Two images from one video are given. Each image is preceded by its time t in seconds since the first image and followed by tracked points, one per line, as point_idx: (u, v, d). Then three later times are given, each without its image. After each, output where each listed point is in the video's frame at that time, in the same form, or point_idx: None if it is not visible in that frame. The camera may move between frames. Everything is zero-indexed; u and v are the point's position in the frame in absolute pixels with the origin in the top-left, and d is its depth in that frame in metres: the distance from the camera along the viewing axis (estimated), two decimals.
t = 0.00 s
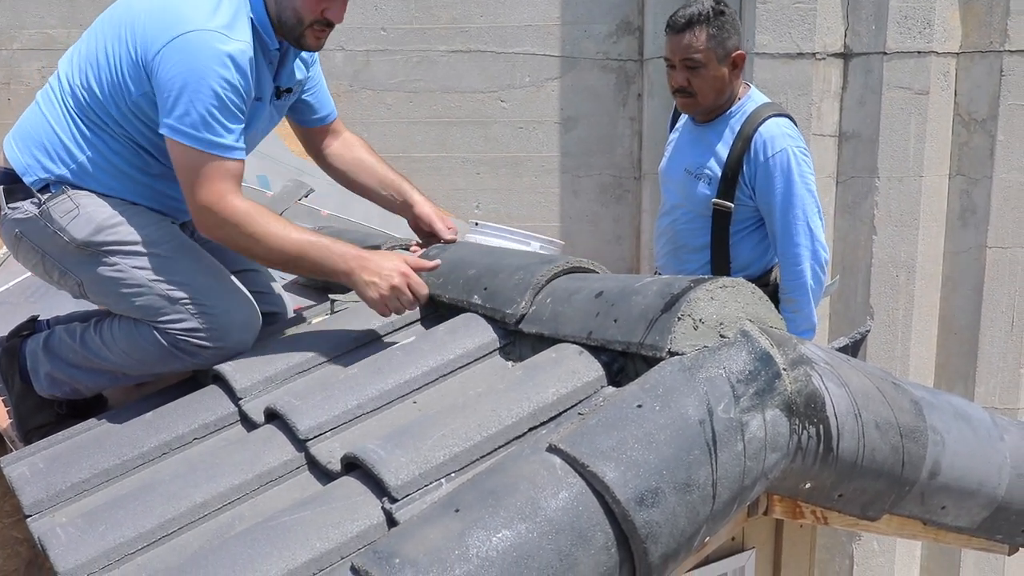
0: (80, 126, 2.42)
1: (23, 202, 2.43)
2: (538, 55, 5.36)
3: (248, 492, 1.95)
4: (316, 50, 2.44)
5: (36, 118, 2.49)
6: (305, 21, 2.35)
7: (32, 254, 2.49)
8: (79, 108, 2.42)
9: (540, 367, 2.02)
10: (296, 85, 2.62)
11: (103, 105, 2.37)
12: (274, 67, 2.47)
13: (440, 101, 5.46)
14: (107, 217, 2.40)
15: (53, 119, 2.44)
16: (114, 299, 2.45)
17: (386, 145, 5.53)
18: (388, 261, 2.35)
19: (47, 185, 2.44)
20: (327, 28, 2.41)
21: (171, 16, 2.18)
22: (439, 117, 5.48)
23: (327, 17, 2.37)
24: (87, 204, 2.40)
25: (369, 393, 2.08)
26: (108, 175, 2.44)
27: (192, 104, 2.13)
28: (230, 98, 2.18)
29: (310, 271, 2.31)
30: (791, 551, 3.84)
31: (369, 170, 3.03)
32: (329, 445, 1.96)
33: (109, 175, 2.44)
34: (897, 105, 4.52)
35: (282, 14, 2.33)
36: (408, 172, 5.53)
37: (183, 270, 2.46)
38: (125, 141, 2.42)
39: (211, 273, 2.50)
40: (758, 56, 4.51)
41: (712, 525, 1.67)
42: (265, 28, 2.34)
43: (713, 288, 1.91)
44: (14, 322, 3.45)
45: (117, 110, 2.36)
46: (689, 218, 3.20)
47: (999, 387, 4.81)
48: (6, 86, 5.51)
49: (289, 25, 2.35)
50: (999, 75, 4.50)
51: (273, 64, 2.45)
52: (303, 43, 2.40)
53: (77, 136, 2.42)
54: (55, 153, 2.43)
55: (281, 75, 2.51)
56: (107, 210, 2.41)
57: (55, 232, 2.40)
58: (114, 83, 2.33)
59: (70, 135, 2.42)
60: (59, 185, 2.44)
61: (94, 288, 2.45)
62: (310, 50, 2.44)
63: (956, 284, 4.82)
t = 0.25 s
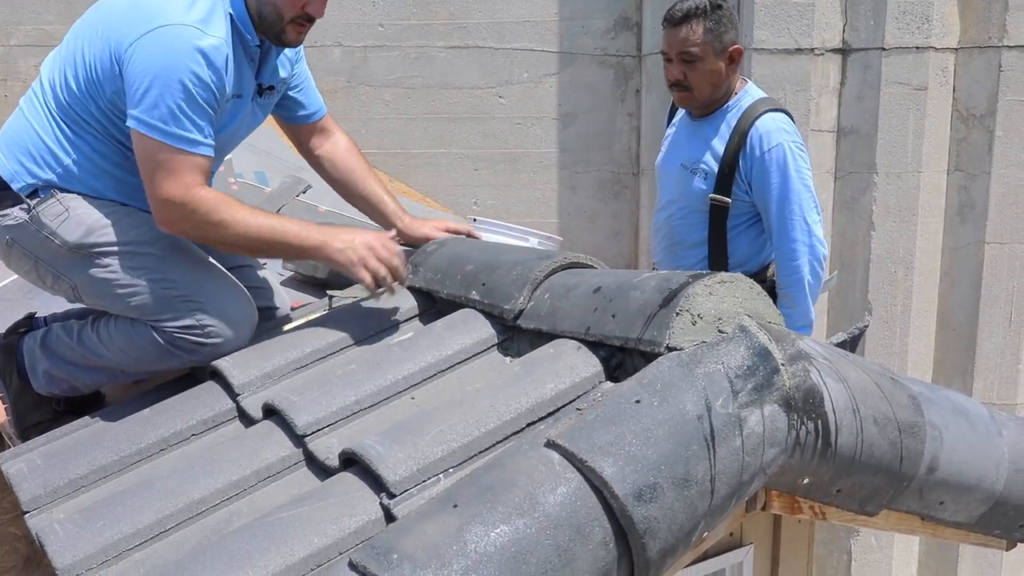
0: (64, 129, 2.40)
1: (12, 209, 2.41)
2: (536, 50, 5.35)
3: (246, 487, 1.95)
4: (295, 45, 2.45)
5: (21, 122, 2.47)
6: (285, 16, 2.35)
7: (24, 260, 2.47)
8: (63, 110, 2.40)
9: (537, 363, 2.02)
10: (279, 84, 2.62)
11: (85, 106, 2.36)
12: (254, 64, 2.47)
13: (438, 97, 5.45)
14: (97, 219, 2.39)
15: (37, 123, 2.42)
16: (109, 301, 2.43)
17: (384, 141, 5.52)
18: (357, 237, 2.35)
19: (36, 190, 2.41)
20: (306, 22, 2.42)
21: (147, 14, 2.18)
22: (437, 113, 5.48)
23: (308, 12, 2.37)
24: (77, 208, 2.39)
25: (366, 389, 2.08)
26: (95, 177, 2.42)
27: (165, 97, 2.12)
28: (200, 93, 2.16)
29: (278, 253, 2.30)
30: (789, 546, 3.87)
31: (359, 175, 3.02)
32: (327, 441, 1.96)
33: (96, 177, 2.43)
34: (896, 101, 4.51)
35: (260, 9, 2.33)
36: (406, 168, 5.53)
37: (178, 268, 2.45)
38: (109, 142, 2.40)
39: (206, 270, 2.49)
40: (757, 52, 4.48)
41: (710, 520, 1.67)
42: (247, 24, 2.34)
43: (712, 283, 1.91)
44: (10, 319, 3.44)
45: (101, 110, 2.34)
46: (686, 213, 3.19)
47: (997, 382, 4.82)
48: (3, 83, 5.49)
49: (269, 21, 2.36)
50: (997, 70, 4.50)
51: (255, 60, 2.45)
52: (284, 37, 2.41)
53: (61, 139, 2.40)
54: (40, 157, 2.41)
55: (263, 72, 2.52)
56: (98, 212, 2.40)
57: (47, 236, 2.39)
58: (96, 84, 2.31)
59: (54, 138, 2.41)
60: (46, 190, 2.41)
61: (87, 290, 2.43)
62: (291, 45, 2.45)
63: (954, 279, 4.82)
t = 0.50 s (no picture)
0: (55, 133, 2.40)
1: (6, 214, 2.41)
2: (535, 47, 5.34)
3: (245, 484, 1.95)
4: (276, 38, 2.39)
5: (11, 127, 2.47)
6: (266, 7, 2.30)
7: (20, 264, 2.48)
8: (54, 113, 2.40)
9: (535, 360, 2.02)
10: (268, 76, 2.59)
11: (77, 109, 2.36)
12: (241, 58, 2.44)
13: (436, 93, 5.45)
14: (90, 219, 2.39)
15: (27, 128, 2.42)
16: (106, 301, 2.44)
17: (383, 138, 5.53)
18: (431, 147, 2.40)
19: (28, 194, 2.40)
20: (289, 15, 2.36)
21: (137, 9, 2.20)
22: (435, 109, 5.47)
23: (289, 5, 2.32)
24: (70, 209, 2.38)
25: (365, 385, 2.08)
26: (86, 180, 2.42)
27: (178, 91, 2.16)
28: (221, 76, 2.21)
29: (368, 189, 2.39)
30: (787, 542, 3.88)
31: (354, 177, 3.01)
32: (326, 437, 1.96)
33: (88, 179, 2.42)
34: (894, 97, 4.51)
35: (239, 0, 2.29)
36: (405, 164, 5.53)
37: (175, 265, 2.45)
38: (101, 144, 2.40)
39: (202, 267, 2.49)
40: (756, 48, 4.50)
41: (709, 516, 1.67)
42: (230, 19, 2.30)
43: (710, 279, 1.91)
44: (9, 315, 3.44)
45: (93, 112, 2.34)
46: (683, 209, 3.19)
47: (995, 379, 4.82)
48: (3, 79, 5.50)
49: (249, 11, 2.30)
50: (996, 67, 4.49)
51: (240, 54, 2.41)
52: (264, 30, 2.35)
53: (53, 143, 2.40)
54: (31, 161, 2.40)
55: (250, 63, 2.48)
56: (91, 212, 2.40)
57: (41, 239, 2.39)
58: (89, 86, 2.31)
59: (45, 142, 2.40)
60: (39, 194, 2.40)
61: (85, 291, 2.44)
62: (271, 37, 2.38)
63: (952, 276, 4.82)
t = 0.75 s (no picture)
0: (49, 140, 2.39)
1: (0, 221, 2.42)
2: (532, 45, 5.35)
3: (244, 483, 1.95)
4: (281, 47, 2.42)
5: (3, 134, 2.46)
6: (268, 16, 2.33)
7: (16, 271, 2.48)
8: (48, 121, 2.39)
9: (534, 358, 2.02)
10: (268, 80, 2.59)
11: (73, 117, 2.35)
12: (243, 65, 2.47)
13: (434, 92, 5.45)
14: (85, 222, 2.38)
15: (21, 134, 2.42)
16: (104, 304, 2.44)
17: (381, 136, 5.55)
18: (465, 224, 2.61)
19: (21, 201, 2.40)
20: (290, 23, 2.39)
21: (147, 21, 2.21)
22: (433, 107, 5.47)
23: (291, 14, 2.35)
24: (63, 213, 2.38)
25: (364, 383, 2.08)
26: (81, 188, 2.41)
27: (195, 101, 2.17)
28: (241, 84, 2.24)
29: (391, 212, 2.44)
30: (786, 539, 3.88)
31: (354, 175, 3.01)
32: (325, 436, 1.96)
33: (82, 187, 2.42)
34: (892, 93, 4.51)
35: (240, 11, 2.33)
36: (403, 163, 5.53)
37: (171, 266, 2.44)
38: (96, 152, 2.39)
39: (199, 268, 2.49)
40: (752, 45, 4.56)
41: (708, 513, 1.67)
42: (234, 32, 2.35)
43: (708, 276, 1.91)
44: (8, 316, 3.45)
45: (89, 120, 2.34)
46: (680, 207, 3.19)
47: (994, 375, 4.82)
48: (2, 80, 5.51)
49: (251, 22, 2.34)
50: (993, 62, 4.48)
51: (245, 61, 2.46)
52: (267, 39, 2.38)
53: (47, 150, 2.40)
54: (25, 169, 2.40)
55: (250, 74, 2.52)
56: (85, 216, 2.39)
57: (37, 244, 2.39)
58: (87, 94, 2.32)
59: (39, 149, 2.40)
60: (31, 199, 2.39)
61: (81, 295, 2.44)
62: (275, 47, 2.42)
63: (950, 272, 4.82)
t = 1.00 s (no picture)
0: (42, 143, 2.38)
1: None
2: (531, 44, 5.34)
3: (242, 482, 1.95)
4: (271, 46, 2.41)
5: None
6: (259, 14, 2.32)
7: (14, 274, 2.47)
8: (41, 124, 2.38)
9: (532, 358, 2.02)
10: (262, 80, 2.62)
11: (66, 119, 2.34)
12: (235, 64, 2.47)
13: (433, 91, 5.45)
14: (81, 224, 2.38)
15: (13, 138, 2.40)
16: (102, 305, 2.44)
17: (380, 135, 5.54)
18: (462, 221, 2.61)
19: (16, 204, 2.38)
20: (282, 22, 2.38)
21: (138, 20, 2.20)
22: (432, 106, 5.47)
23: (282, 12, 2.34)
24: (59, 215, 2.37)
25: (363, 383, 2.08)
26: (76, 190, 2.41)
27: (191, 98, 2.17)
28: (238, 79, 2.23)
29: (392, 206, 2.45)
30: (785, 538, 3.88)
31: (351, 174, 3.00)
32: (324, 435, 1.96)
33: (77, 189, 2.41)
34: (891, 93, 4.51)
35: (232, 9, 2.32)
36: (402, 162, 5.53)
37: (168, 266, 2.45)
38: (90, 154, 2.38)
39: (197, 266, 2.49)
40: (752, 44, 4.55)
41: (706, 513, 1.67)
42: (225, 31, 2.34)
43: (706, 276, 1.92)
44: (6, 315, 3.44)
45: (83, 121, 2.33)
46: (680, 206, 3.19)
47: (993, 374, 4.82)
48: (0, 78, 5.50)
49: (242, 20, 2.33)
50: (992, 62, 4.48)
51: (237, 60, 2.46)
52: (257, 38, 2.38)
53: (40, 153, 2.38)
54: (18, 172, 2.39)
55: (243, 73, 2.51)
56: (81, 217, 2.39)
57: (33, 246, 2.38)
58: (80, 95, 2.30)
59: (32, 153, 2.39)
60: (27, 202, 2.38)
61: (79, 297, 2.44)
62: (265, 46, 2.41)
63: (949, 271, 4.82)
